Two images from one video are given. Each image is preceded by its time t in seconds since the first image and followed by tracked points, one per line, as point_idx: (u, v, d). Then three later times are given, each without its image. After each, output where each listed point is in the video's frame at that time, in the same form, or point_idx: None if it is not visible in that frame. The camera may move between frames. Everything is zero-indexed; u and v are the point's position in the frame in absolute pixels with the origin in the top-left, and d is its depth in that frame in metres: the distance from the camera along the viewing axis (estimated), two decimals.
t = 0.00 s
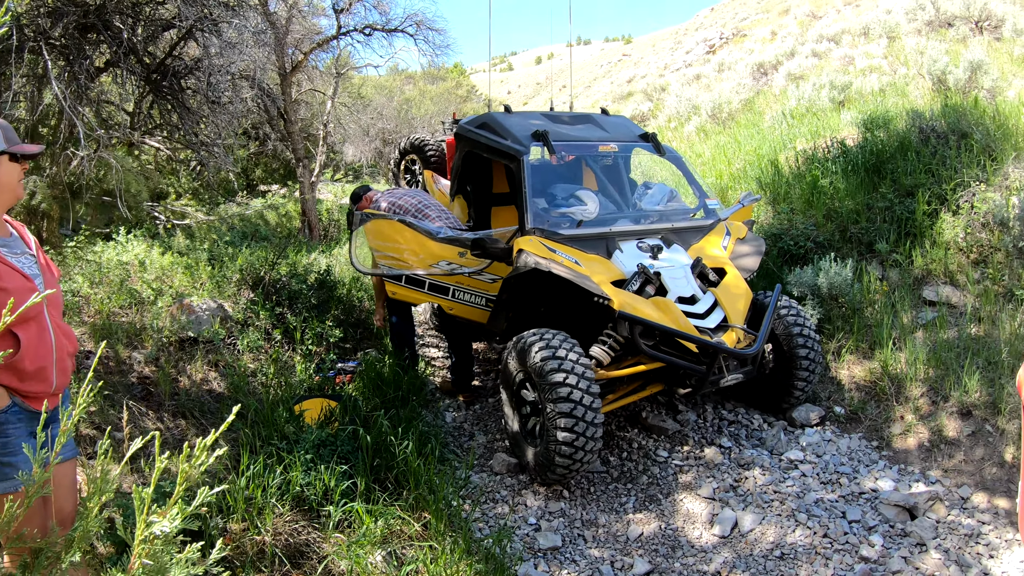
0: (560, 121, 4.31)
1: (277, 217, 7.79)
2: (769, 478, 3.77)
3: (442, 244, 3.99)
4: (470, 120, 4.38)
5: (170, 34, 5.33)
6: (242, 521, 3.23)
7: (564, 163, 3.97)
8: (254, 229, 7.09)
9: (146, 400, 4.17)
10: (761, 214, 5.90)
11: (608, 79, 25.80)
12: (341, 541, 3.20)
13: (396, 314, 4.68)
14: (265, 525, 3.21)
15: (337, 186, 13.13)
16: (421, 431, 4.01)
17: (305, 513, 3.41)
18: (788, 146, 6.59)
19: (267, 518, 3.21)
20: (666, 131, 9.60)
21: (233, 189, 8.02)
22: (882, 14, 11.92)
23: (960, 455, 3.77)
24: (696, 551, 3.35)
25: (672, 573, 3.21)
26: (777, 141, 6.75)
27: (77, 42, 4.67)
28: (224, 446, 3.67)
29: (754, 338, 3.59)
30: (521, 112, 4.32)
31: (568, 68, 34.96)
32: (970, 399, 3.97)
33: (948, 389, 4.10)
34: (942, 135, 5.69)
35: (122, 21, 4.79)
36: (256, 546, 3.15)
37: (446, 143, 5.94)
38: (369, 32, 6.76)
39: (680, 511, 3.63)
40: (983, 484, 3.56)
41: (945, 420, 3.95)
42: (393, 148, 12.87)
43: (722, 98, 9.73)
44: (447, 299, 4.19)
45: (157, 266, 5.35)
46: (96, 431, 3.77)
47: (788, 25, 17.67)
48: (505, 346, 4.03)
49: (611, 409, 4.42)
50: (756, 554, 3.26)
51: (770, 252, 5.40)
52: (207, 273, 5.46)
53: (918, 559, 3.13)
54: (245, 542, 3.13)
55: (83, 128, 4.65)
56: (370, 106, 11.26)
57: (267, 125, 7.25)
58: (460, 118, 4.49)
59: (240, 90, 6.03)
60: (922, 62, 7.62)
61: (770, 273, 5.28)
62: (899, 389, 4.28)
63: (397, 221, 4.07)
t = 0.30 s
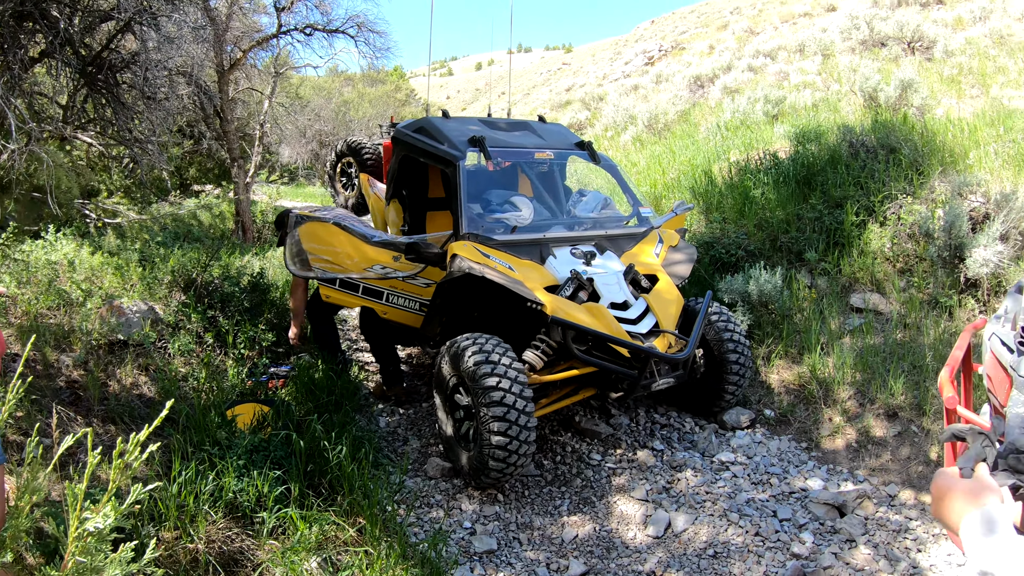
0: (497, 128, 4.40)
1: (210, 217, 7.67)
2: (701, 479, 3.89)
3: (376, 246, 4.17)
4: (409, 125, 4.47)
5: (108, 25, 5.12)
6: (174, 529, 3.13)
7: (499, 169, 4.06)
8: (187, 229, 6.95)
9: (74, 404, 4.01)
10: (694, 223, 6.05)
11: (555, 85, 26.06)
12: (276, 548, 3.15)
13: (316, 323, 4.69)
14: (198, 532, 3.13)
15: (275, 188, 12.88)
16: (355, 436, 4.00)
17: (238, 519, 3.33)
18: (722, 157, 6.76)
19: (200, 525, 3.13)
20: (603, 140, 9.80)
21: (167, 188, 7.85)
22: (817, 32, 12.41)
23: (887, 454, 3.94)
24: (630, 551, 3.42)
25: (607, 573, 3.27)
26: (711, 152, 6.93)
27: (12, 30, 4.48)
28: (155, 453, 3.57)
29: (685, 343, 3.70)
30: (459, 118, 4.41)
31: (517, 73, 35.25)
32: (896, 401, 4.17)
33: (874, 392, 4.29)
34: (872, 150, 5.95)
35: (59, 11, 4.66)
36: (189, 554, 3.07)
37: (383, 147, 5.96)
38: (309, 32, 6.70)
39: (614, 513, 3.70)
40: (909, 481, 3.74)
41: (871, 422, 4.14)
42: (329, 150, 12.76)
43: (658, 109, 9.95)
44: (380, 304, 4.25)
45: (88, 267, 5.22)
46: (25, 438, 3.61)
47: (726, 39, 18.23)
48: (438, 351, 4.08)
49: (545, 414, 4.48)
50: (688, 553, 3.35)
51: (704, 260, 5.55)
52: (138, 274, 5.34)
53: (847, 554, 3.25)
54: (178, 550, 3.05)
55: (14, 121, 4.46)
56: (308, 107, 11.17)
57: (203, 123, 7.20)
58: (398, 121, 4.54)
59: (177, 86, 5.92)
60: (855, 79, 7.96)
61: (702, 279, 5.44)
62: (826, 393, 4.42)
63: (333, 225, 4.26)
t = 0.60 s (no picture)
0: (424, 130, 4.43)
1: (131, 215, 7.40)
2: (624, 480, 3.98)
3: (299, 248, 4.14)
4: (337, 125, 4.50)
5: (32, 11, 5.05)
6: (93, 537, 3.00)
7: (426, 172, 4.10)
8: (108, 227, 6.69)
9: None
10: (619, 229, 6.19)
11: (494, 88, 26.16)
12: (198, 555, 3.06)
13: (224, 328, 4.61)
14: (119, 540, 2.99)
15: (199, 186, 12.49)
16: (276, 439, 3.92)
17: (159, 526, 3.19)
18: (647, 165, 6.95)
19: (120, 533, 2.99)
20: (531, 146, 9.93)
21: (87, 183, 7.54)
22: (744, 47, 12.90)
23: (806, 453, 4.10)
24: (555, 551, 3.46)
25: (533, 573, 3.30)
26: (638, 160, 7.11)
27: None
28: (68, 459, 3.35)
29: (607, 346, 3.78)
30: (387, 119, 4.44)
31: (457, 76, 35.30)
32: (815, 402, 4.33)
33: (793, 393, 4.46)
34: (794, 161, 6.20)
35: None
36: (108, 563, 2.94)
37: (310, 146, 5.92)
38: (240, 27, 6.54)
39: (538, 514, 3.74)
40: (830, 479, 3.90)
41: (790, 423, 4.27)
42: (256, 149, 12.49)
43: (587, 116, 10.13)
44: (303, 305, 4.30)
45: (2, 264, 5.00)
46: None
47: (656, 50, 18.72)
48: (361, 354, 4.06)
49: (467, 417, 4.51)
50: (614, 552, 3.43)
51: (629, 266, 5.68)
52: (56, 272, 5.13)
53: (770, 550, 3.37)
54: (98, 559, 2.92)
55: None
56: (235, 103, 10.90)
57: (127, 116, 7.09)
58: (327, 121, 4.54)
59: (102, 77, 5.70)
60: (778, 93, 8.32)
61: (625, 284, 5.57)
62: (747, 394, 4.56)
63: (257, 224, 4.18)
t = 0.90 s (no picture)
0: (351, 130, 4.45)
1: (52, 209, 7.15)
2: (546, 479, 4.07)
3: (224, 246, 4.14)
4: (265, 121, 4.53)
5: None
6: (10, 544, 2.88)
7: (351, 172, 4.19)
8: (26, 221, 6.45)
9: None
10: (547, 233, 6.29)
11: (435, 88, 26.13)
12: (119, 560, 2.98)
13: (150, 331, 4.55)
14: (38, 545, 2.90)
15: (120, 180, 12.06)
16: (199, 440, 3.84)
17: (78, 531, 3.09)
18: (574, 170, 7.10)
19: (40, 538, 2.89)
20: (461, 148, 10.00)
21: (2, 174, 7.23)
22: (675, 59, 13.34)
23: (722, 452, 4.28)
24: (478, 551, 3.52)
25: (456, 573, 3.34)
26: (565, 166, 7.26)
27: None
28: None
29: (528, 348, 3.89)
30: (316, 117, 4.48)
31: (399, 74, 35.17)
32: (734, 404, 4.45)
33: (712, 395, 4.60)
34: (717, 170, 6.44)
35: None
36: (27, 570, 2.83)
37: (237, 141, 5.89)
38: (171, 17, 6.38)
39: (461, 514, 3.78)
40: (746, 477, 4.08)
41: (709, 423, 4.40)
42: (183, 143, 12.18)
43: (515, 122, 10.26)
44: (225, 304, 4.22)
45: None
46: None
47: (590, 57, 19.14)
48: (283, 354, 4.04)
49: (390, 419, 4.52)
50: (536, 551, 3.51)
51: (552, 269, 5.76)
52: None
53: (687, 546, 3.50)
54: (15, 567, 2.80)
55: None
56: (161, 95, 10.61)
57: (52, 105, 6.94)
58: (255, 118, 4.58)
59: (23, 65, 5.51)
60: (704, 104, 8.63)
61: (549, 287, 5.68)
62: (667, 396, 4.71)
63: (181, 222, 4.10)
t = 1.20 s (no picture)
0: (332, 136, 4.51)
1: (32, 212, 7.14)
2: (521, 482, 4.14)
3: (204, 251, 4.22)
4: (246, 126, 4.59)
5: None
6: None
7: (331, 177, 4.26)
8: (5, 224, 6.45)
9: None
10: (526, 239, 6.39)
11: (421, 91, 26.27)
12: (100, 560, 3.01)
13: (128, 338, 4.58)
14: (20, 544, 2.92)
15: (101, 183, 12.08)
16: (179, 443, 3.88)
17: (60, 532, 3.12)
18: (553, 177, 7.20)
19: (21, 537, 2.91)
20: (441, 154, 10.09)
21: None
22: (655, 67, 13.53)
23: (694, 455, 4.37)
24: (455, 552, 3.58)
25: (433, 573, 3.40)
26: (545, 172, 7.36)
27: None
28: None
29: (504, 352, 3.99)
30: (297, 123, 4.54)
31: (385, 77, 35.23)
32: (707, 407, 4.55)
33: (686, 398, 4.68)
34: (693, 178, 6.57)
35: None
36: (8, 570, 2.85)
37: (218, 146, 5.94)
38: (154, 20, 6.41)
39: (437, 516, 3.84)
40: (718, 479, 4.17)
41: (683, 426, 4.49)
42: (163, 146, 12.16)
43: (496, 129, 10.40)
44: (205, 308, 4.27)
45: None
46: None
47: (571, 63, 19.35)
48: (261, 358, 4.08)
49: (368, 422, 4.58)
50: (512, 551, 3.59)
51: (531, 275, 5.84)
52: None
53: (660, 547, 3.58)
54: None
55: None
56: (141, 98, 10.60)
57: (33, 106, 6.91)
58: (235, 123, 4.61)
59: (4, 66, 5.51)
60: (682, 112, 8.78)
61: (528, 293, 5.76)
62: (643, 400, 4.80)
63: (160, 225, 4.15)
